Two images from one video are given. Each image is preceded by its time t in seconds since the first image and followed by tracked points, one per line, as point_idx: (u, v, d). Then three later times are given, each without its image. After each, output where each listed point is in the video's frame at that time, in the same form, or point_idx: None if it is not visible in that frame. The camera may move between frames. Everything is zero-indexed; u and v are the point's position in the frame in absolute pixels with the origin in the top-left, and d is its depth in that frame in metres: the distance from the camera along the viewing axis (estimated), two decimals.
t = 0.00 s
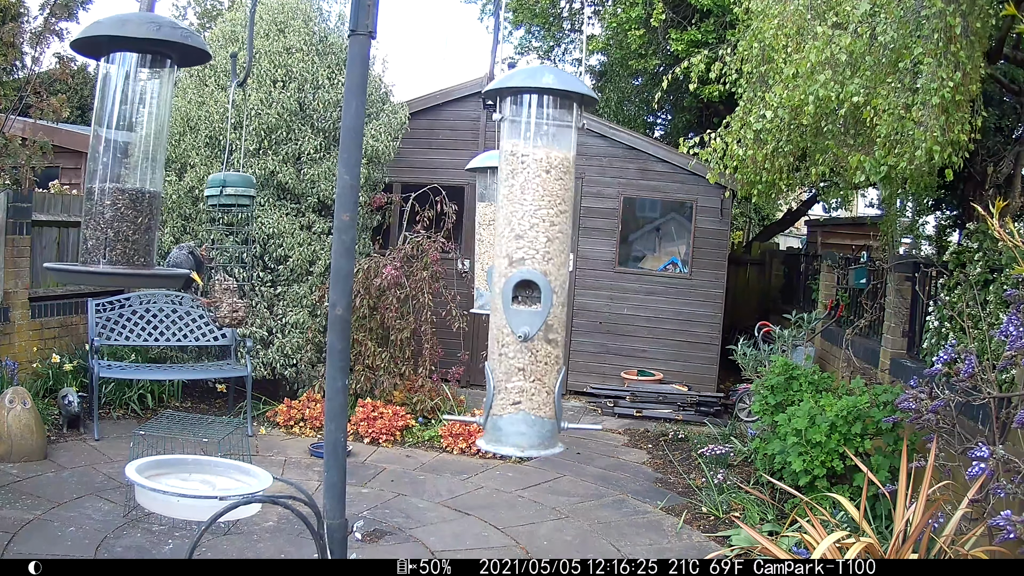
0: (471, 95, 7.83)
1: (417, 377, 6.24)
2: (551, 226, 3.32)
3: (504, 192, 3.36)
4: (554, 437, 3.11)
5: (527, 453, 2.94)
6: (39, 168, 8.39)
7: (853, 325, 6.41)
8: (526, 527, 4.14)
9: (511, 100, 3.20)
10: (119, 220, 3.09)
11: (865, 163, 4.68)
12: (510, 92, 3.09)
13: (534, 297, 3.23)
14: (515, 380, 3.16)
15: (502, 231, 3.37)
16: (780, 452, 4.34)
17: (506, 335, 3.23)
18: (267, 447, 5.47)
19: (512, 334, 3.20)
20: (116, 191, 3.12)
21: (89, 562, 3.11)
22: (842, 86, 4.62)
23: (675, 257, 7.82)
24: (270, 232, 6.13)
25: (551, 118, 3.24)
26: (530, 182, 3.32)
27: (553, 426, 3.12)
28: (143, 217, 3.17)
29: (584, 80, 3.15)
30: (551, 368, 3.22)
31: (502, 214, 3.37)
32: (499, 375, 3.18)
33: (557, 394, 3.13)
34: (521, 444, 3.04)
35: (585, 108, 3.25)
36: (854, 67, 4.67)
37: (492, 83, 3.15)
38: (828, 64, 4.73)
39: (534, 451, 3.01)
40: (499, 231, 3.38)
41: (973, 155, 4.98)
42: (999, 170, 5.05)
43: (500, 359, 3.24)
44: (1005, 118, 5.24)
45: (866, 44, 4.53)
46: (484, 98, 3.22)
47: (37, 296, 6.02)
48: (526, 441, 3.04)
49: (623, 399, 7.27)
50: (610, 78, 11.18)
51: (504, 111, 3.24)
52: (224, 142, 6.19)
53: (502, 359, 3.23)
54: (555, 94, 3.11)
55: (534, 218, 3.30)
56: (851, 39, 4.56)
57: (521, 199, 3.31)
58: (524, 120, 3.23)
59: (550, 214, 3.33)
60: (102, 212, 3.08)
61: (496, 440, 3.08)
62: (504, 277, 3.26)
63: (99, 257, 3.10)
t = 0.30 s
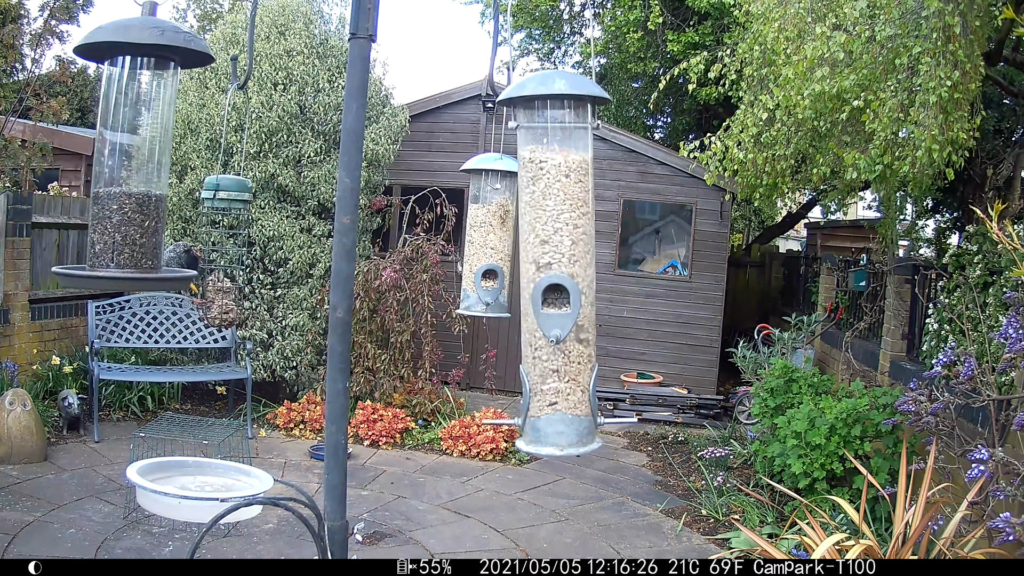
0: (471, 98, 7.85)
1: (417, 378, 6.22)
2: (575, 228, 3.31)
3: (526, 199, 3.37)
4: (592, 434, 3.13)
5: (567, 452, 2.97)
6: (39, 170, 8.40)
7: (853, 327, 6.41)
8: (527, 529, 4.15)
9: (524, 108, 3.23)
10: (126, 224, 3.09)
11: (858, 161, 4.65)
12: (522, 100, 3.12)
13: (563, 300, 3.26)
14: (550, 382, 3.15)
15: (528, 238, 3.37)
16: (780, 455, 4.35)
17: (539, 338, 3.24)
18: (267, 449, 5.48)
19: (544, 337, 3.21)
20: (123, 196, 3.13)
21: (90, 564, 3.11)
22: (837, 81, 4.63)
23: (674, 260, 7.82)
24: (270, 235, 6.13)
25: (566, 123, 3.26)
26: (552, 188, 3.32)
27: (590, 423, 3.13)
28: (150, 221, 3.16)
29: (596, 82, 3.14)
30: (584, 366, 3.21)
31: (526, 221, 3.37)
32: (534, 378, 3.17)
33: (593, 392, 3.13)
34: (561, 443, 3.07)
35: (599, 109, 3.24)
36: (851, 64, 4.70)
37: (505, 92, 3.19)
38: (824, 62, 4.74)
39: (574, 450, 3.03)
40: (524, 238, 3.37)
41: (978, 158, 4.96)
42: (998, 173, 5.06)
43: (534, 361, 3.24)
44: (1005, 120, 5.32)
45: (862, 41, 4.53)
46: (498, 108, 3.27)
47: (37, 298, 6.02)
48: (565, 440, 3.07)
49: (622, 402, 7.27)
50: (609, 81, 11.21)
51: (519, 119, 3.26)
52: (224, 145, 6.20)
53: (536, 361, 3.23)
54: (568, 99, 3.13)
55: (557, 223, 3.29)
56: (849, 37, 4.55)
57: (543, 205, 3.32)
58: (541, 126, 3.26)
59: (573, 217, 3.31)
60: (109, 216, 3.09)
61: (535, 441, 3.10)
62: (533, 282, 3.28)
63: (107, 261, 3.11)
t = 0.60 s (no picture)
0: (471, 97, 7.84)
1: (417, 377, 6.26)
2: (542, 226, 3.31)
3: (497, 191, 3.37)
4: (536, 437, 3.08)
5: (505, 452, 2.91)
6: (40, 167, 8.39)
7: (853, 326, 6.41)
8: (526, 528, 4.14)
9: (506, 100, 3.20)
10: (125, 223, 3.10)
11: (857, 159, 4.64)
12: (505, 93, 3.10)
13: (522, 297, 3.21)
14: (499, 378, 3.14)
15: (494, 231, 3.37)
16: (780, 454, 4.34)
17: (493, 333, 3.24)
18: (267, 447, 5.48)
19: (497, 332, 3.18)
20: (122, 195, 3.14)
21: (89, 562, 3.11)
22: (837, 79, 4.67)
23: (675, 258, 7.82)
24: (271, 233, 6.13)
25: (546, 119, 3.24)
26: (522, 184, 3.31)
27: (535, 426, 3.08)
28: (149, 219, 3.17)
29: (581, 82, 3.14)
30: (537, 367, 3.19)
31: (494, 214, 3.37)
32: (484, 373, 3.17)
33: (540, 394, 3.08)
34: (502, 442, 3.04)
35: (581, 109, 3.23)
36: (853, 65, 4.69)
37: (489, 84, 3.17)
38: (826, 59, 4.73)
39: (512, 450, 2.98)
40: (491, 232, 3.37)
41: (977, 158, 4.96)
42: (998, 172, 5.06)
43: (487, 356, 3.24)
44: (1006, 120, 5.30)
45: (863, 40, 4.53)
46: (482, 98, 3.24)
47: (37, 296, 6.02)
48: (507, 440, 3.03)
49: (623, 400, 7.27)
50: (611, 79, 11.19)
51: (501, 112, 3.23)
52: (225, 142, 6.19)
53: (487, 357, 3.23)
54: (551, 96, 3.12)
55: (525, 219, 3.29)
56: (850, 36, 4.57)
57: (513, 199, 3.31)
58: (520, 120, 3.24)
59: (541, 214, 3.31)
60: (109, 216, 3.10)
61: (478, 437, 3.06)
62: (493, 275, 3.25)
63: (107, 261, 3.10)
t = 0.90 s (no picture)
0: (470, 95, 7.83)
1: (417, 376, 6.28)
2: (528, 223, 3.33)
3: (483, 186, 3.37)
4: (518, 438, 3.06)
5: (489, 451, 2.89)
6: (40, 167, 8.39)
7: (853, 324, 6.41)
8: (526, 527, 4.14)
9: (496, 97, 3.24)
10: (117, 221, 3.09)
11: (866, 164, 4.67)
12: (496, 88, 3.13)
13: (506, 296, 3.26)
14: (481, 377, 3.14)
15: (480, 226, 3.37)
16: (780, 452, 4.34)
17: (476, 331, 3.25)
18: (267, 447, 5.47)
19: (481, 330, 3.22)
20: (115, 193, 3.13)
21: (89, 563, 3.11)
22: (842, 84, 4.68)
23: (675, 256, 7.83)
24: (271, 232, 6.12)
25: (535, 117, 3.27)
26: (509, 180, 3.32)
27: (517, 426, 3.07)
28: (142, 218, 3.16)
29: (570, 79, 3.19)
30: (519, 366, 3.21)
31: (479, 209, 3.37)
32: (466, 371, 3.17)
33: (523, 393, 3.10)
34: (482, 443, 2.99)
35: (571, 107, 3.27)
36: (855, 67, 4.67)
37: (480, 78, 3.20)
38: (826, 62, 4.74)
39: (495, 450, 2.95)
40: (476, 226, 3.37)
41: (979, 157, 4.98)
42: (999, 170, 5.05)
43: (468, 355, 3.23)
44: (1005, 118, 5.24)
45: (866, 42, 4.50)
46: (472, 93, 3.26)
47: (37, 296, 6.02)
48: (488, 440, 2.98)
49: (623, 399, 7.27)
50: (611, 78, 11.17)
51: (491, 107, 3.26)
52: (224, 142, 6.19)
53: (469, 355, 3.22)
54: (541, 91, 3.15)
55: (511, 215, 3.30)
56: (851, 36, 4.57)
57: (499, 195, 3.32)
58: (509, 117, 3.26)
59: (527, 211, 3.33)
60: (101, 213, 3.09)
61: (459, 437, 3.02)
62: (476, 273, 3.28)
63: (98, 258, 3.13)
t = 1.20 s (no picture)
0: (470, 98, 7.84)
1: (417, 378, 6.22)
2: (569, 229, 3.29)
3: (520, 198, 3.34)
4: (584, 438, 3.09)
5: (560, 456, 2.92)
6: (41, 169, 8.40)
7: (853, 327, 6.42)
8: (527, 529, 4.15)
9: (521, 108, 3.23)
10: (122, 223, 3.10)
11: (867, 169, 4.68)
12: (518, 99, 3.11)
13: (556, 301, 3.20)
14: (542, 384, 3.13)
15: (520, 238, 3.33)
16: (780, 455, 4.35)
17: (531, 340, 3.21)
18: (267, 449, 5.48)
19: (536, 339, 3.16)
20: (120, 195, 3.14)
21: (89, 565, 3.11)
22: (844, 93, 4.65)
23: (675, 260, 7.82)
24: (271, 235, 6.12)
25: (563, 122, 3.25)
26: (546, 189, 3.30)
27: (582, 427, 3.09)
28: (147, 221, 3.16)
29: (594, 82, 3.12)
30: (577, 369, 3.20)
31: (518, 220, 3.34)
32: (526, 381, 3.14)
33: (585, 395, 3.10)
34: (552, 447, 3.01)
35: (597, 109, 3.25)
36: (855, 71, 4.68)
37: (502, 90, 3.16)
38: (827, 68, 4.74)
39: (565, 454, 2.98)
40: (517, 238, 3.33)
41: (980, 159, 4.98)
42: (998, 173, 5.06)
43: (525, 364, 3.21)
44: (1005, 121, 5.29)
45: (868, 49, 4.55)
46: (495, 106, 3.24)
47: (37, 298, 6.02)
48: (557, 444, 3.01)
49: (622, 402, 7.27)
50: (611, 81, 11.19)
51: (516, 118, 3.26)
52: (225, 145, 6.20)
53: (526, 364, 3.20)
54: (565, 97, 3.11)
55: (552, 222, 3.27)
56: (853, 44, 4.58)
57: (537, 204, 3.30)
58: (537, 125, 3.25)
59: (568, 217, 3.29)
60: (106, 216, 3.10)
61: (526, 445, 3.03)
62: (524, 283, 3.22)
63: (104, 261, 3.12)
